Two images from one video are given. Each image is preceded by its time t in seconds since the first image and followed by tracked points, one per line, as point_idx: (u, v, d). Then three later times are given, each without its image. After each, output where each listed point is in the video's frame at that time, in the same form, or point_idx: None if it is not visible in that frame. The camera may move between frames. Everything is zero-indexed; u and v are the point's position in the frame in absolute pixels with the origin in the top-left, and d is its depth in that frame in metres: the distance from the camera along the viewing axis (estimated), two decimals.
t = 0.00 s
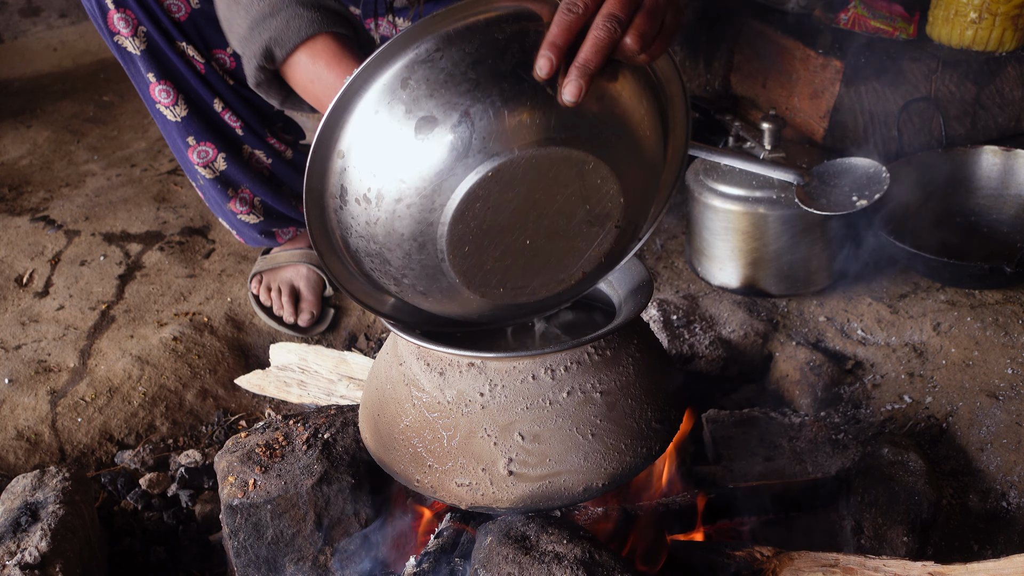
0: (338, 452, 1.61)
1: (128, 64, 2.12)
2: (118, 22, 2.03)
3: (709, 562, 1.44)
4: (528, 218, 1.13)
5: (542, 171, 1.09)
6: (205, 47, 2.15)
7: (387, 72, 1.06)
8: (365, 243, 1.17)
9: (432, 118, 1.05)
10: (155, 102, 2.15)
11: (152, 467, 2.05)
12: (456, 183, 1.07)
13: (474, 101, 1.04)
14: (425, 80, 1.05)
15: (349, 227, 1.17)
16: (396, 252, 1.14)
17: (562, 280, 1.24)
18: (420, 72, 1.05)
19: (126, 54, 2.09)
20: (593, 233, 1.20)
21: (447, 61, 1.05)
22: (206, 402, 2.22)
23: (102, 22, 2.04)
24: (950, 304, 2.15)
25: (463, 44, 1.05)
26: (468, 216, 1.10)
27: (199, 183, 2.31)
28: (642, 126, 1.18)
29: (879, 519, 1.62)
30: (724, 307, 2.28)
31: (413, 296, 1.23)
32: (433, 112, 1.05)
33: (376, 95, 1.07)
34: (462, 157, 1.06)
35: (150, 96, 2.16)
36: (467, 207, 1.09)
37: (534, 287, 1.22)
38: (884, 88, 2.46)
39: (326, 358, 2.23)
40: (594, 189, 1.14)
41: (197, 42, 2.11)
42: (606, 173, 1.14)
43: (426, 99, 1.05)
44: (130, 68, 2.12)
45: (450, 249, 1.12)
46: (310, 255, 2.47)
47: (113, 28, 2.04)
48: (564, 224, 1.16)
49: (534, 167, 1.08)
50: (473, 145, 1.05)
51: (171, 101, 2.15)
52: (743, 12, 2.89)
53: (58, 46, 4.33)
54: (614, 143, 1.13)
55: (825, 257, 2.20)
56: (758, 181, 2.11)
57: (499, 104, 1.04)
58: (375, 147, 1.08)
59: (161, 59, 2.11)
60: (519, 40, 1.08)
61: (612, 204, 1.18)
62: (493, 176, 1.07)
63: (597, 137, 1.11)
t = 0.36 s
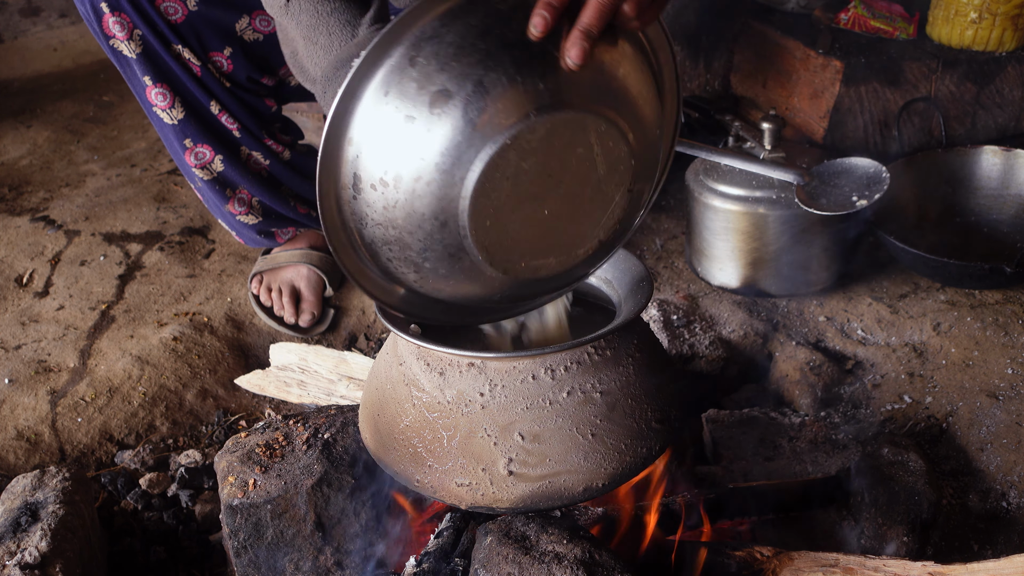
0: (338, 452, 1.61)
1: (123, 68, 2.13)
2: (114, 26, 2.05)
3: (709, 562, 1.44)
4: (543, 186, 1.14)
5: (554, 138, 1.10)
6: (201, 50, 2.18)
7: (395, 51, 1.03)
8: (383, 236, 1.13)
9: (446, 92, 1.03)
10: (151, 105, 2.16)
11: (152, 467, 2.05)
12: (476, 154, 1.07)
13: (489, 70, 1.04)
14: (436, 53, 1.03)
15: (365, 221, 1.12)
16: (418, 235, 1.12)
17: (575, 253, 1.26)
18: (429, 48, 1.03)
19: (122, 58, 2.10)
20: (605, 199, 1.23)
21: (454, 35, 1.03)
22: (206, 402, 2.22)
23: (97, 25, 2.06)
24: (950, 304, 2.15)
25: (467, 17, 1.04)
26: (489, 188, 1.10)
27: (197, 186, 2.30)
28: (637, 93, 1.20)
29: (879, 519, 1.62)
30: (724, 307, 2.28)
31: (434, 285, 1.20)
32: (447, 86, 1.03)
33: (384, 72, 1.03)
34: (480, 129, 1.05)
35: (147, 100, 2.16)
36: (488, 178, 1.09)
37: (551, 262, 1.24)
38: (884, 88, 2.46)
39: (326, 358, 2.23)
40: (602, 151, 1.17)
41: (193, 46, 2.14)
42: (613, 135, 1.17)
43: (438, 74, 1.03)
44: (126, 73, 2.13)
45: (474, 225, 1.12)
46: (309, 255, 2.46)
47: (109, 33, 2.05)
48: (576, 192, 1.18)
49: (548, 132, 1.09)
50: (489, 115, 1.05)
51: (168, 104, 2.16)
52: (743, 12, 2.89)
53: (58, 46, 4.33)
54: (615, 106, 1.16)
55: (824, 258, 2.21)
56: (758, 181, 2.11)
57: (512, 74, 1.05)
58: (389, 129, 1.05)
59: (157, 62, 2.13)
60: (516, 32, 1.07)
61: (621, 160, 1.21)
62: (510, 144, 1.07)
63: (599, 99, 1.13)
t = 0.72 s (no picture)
0: (338, 452, 1.61)
1: (123, 67, 2.13)
2: (114, 25, 2.05)
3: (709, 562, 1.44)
4: (540, 155, 1.13)
5: (542, 102, 1.10)
6: (202, 49, 2.17)
7: (378, 38, 1.08)
8: (387, 219, 1.14)
9: (428, 65, 1.06)
10: (152, 105, 2.16)
11: (152, 467, 2.05)
12: (465, 120, 1.07)
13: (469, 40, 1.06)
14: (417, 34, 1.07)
15: (368, 209, 1.14)
16: (418, 211, 1.12)
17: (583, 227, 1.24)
18: (411, 30, 1.07)
19: (123, 57, 2.10)
20: (607, 167, 1.21)
21: (434, 17, 1.07)
22: (206, 402, 2.22)
23: (97, 25, 2.06)
24: (950, 304, 2.15)
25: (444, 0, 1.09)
26: (482, 155, 1.09)
27: (197, 186, 2.30)
28: (619, 59, 1.19)
29: (879, 519, 1.62)
30: (724, 307, 2.28)
31: (444, 270, 1.19)
32: (431, 61, 1.06)
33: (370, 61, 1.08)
34: (466, 95, 1.06)
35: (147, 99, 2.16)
36: (479, 145, 1.08)
37: (561, 237, 1.22)
38: (884, 88, 2.46)
39: (326, 358, 2.23)
40: (595, 114, 1.15)
41: (194, 46, 2.14)
42: (603, 99, 1.16)
43: (421, 51, 1.06)
44: (126, 72, 2.13)
45: (471, 194, 1.11)
46: (309, 255, 2.46)
47: (110, 32, 2.06)
48: (577, 162, 1.16)
49: (536, 96, 1.09)
50: (473, 83, 1.06)
51: (168, 103, 2.16)
52: (743, 12, 2.89)
53: (58, 46, 4.33)
54: (600, 69, 1.15)
55: (824, 258, 2.21)
56: (758, 181, 2.11)
57: (491, 41, 1.07)
58: (380, 110, 1.08)
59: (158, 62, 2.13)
60: (508, 18, 1.09)
61: (615, 125, 1.19)
62: (497, 109, 1.07)
63: (583, 63, 1.13)
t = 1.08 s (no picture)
0: (338, 452, 1.61)
1: (121, 64, 2.14)
2: (111, 22, 2.05)
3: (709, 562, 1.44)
4: (538, 93, 1.11)
5: (535, 38, 1.09)
6: (200, 46, 2.17)
7: None
8: (386, 166, 1.10)
9: (421, 4, 1.05)
10: (149, 102, 2.16)
11: (152, 467, 2.05)
12: (459, 53, 1.05)
13: None
14: None
15: (365, 158, 1.10)
16: (416, 151, 1.08)
17: (582, 174, 1.21)
18: None
19: (120, 54, 2.10)
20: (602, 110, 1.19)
21: None
22: (206, 402, 2.22)
23: (95, 22, 2.06)
24: (950, 304, 2.15)
25: None
26: (479, 90, 1.06)
27: (195, 182, 2.31)
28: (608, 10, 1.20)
29: (879, 519, 1.62)
30: (724, 307, 2.28)
31: (445, 220, 1.13)
32: None
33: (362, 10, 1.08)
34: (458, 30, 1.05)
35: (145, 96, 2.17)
36: (474, 80, 1.06)
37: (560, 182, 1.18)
38: (884, 88, 2.47)
39: (326, 358, 2.23)
40: (587, 54, 1.15)
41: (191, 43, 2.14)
42: (592, 42, 1.16)
43: None
44: (124, 68, 2.14)
45: (470, 129, 1.07)
46: (308, 254, 2.45)
47: (108, 30, 2.06)
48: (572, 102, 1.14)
49: (529, 32, 1.08)
50: (466, 18, 1.05)
51: (165, 100, 2.17)
52: (743, 11, 2.89)
53: (58, 46, 4.33)
54: (590, 13, 1.16)
55: (824, 259, 2.21)
56: (758, 181, 2.11)
57: None
58: (374, 55, 1.07)
59: (155, 58, 2.13)
60: None
61: (608, 65, 1.19)
62: (490, 43, 1.06)
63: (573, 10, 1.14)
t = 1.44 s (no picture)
0: (338, 452, 1.60)
1: (123, 65, 2.14)
2: (112, 24, 2.06)
3: (708, 562, 1.45)
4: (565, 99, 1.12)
5: (568, 45, 1.11)
6: (201, 48, 2.16)
7: None
8: (409, 164, 1.08)
9: (462, 1, 1.03)
10: (150, 103, 2.17)
11: (152, 467, 2.05)
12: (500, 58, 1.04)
13: None
14: None
15: (387, 153, 1.08)
16: (445, 152, 1.07)
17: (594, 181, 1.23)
18: None
19: (122, 55, 2.11)
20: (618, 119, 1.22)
21: None
22: (206, 402, 2.22)
23: (97, 24, 2.07)
24: (950, 304, 2.15)
25: None
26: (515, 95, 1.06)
27: (196, 183, 2.32)
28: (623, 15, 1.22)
29: (879, 519, 1.62)
30: (724, 307, 2.28)
31: (461, 222, 1.13)
32: None
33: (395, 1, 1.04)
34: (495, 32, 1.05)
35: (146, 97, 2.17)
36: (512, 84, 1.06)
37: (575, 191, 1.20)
38: (884, 88, 2.47)
39: (325, 358, 2.23)
40: (609, 62, 1.18)
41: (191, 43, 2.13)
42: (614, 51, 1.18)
43: None
44: (125, 70, 2.14)
45: (504, 135, 1.07)
46: (309, 254, 2.46)
47: (109, 32, 2.07)
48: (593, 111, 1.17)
49: (561, 38, 1.10)
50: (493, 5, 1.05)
51: (166, 102, 2.17)
52: (743, 11, 2.89)
53: (58, 46, 4.33)
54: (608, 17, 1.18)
55: (824, 258, 2.21)
56: (758, 181, 2.11)
57: None
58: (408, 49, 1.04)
59: (156, 60, 2.13)
60: None
61: (627, 74, 1.22)
62: (531, 48, 1.07)
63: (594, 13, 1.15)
